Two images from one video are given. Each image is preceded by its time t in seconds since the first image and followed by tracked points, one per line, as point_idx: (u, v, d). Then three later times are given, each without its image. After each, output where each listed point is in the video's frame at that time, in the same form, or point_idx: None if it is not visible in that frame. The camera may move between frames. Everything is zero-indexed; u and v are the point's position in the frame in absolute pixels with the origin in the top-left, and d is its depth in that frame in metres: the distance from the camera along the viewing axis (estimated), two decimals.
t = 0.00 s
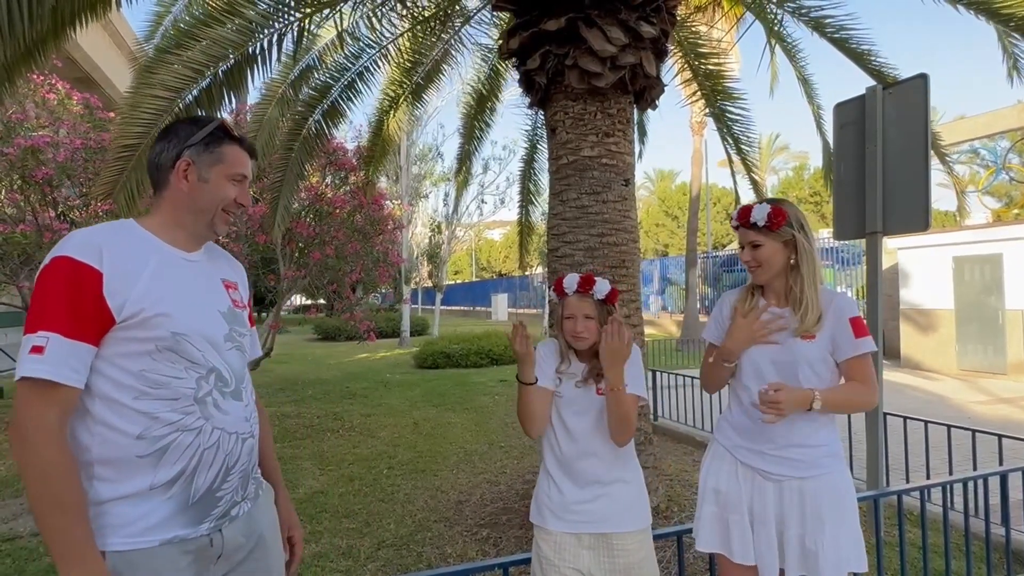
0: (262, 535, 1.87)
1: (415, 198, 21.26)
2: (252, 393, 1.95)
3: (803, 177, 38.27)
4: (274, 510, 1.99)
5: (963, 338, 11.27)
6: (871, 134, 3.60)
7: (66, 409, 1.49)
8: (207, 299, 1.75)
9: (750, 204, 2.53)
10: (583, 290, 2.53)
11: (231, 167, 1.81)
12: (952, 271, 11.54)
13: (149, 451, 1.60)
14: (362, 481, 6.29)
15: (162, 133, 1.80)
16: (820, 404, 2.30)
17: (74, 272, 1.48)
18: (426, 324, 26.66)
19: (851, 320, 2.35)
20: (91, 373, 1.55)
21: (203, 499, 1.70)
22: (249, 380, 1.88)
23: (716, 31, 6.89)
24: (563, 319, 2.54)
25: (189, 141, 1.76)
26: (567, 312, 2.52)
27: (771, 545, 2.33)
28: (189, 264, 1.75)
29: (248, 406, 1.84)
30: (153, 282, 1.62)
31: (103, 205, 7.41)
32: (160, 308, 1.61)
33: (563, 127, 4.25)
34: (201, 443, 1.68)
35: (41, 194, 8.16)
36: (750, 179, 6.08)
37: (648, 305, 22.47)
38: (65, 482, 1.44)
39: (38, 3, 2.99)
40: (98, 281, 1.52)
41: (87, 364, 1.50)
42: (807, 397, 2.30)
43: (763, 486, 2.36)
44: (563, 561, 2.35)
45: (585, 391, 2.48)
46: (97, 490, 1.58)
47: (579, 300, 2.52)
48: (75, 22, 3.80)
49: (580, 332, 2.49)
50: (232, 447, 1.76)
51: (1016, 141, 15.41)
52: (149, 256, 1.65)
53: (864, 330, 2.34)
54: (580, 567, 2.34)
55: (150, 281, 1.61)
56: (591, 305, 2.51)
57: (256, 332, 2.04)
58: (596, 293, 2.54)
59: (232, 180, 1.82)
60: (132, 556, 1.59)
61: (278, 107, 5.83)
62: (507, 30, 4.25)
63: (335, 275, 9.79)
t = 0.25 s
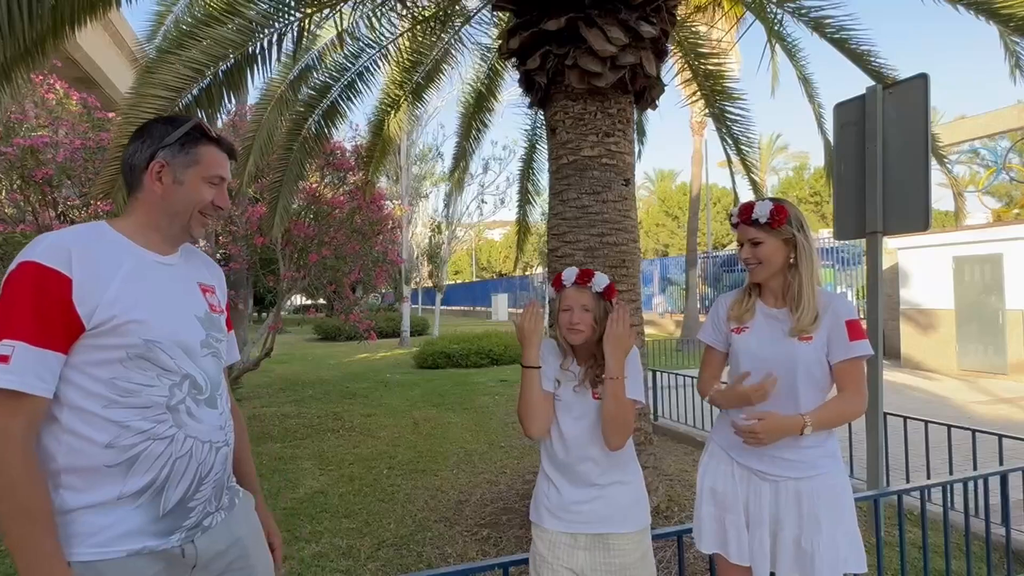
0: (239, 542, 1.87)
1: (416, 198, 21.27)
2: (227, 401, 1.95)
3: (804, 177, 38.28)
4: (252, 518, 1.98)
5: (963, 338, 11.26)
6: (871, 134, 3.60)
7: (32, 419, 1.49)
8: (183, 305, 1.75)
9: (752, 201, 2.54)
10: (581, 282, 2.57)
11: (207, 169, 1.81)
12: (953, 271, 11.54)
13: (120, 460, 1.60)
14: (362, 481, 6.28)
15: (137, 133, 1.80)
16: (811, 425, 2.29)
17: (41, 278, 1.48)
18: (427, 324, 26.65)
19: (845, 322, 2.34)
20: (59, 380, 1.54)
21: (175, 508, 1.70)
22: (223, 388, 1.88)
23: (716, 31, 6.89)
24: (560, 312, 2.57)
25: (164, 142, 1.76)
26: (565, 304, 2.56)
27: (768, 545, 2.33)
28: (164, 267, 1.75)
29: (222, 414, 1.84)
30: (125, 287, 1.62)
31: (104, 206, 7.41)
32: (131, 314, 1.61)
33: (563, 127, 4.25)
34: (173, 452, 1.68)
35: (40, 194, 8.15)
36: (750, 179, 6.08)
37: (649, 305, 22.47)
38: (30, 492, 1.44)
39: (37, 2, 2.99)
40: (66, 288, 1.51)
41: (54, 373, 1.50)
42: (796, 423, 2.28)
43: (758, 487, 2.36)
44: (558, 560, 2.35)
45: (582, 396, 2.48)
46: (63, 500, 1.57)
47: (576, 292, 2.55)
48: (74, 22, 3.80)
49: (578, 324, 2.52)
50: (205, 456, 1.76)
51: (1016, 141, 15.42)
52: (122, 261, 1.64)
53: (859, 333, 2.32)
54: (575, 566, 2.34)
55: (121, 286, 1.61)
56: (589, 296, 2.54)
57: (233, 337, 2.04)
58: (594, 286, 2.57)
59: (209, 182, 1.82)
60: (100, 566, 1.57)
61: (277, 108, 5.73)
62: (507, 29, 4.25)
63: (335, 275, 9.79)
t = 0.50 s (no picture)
0: (230, 542, 1.89)
1: (416, 198, 21.27)
2: (217, 401, 1.96)
3: (804, 177, 38.29)
4: (245, 518, 2.00)
5: (963, 338, 11.27)
6: (871, 134, 3.60)
7: (18, 423, 1.48)
8: (171, 305, 1.75)
9: (752, 202, 2.55)
10: (588, 275, 2.59)
11: (192, 165, 1.80)
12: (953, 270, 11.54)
13: (108, 463, 1.60)
14: (362, 481, 6.28)
15: (119, 130, 1.79)
16: (797, 438, 2.26)
17: (24, 278, 1.46)
18: (427, 324, 26.66)
19: (842, 324, 2.36)
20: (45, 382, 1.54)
21: (164, 511, 1.70)
22: (214, 387, 1.89)
23: (716, 32, 6.89)
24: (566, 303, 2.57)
25: (148, 138, 1.75)
26: (570, 296, 2.57)
27: (765, 547, 2.33)
28: (151, 265, 1.77)
29: (212, 414, 1.85)
30: (111, 286, 1.61)
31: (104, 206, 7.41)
32: (118, 313, 1.60)
33: (564, 126, 4.25)
34: (162, 453, 1.68)
35: (40, 193, 8.15)
36: (750, 179, 6.08)
37: (649, 306, 22.48)
38: (16, 497, 1.44)
39: (37, 3, 2.99)
40: (51, 289, 1.50)
41: (39, 376, 1.49)
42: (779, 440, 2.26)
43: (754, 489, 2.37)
44: (556, 560, 2.35)
45: (586, 392, 2.46)
46: (50, 504, 1.56)
47: (583, 283, 2.57)
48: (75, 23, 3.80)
49: (586, 315, 2.50)
50: (195, 457, 1.77)
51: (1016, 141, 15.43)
52: (109, 261, 1.64)
53: (856, 336, 2.33)
54: (574, 566, 2.34)
55: (108, 286, 1.60)
56: (596, 287, 2.57)
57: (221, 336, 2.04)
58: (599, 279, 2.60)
59: (195, 179, 1.82)
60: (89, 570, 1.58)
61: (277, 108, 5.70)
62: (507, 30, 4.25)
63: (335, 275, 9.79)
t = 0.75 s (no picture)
0: (234, 540, 1.89)
1: (416, 198, 21.27)
2: (218, 399, 1.96)
3: (804, 177, 38.30)
4: (247, 517, 2.00)
5: (963, 338, 11.27)
6: (871, 134, 3.60)
7: (20, 424, 1.48)
8: (170, 304, 1.76)
9: (751, 203, 2.54)
10: (590, 278, 2.58)
11: (184, 160, 1.80)
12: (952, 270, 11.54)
13: (111, 462, 1.60)
14: (362, 481, 6.28)
15: (111, 129, 1.79)
16: (785, 449, 2.25)
17: (20, 278, 1.46)
18: (427, 324, 26.66)
19: (840, 327, 2.38)
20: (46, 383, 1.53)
21: (169, 509, 1.70)
22: (215, 385, 1.89)
23: (716, 32, 6.89)
24: (568, 307, 2.58)
25: (140, 135, 1.75)
26: (573, 300, 2.57)
27: (762, 551, 2.33)
28: (149, 263, 1.76)
29: (213, 412, 1.85)
30: (108, 285, 1.61)
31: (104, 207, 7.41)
32: (117, 312, 1.60)
33: (564, 127, 4.25)
34: (165, 452, 1.68)
35: (41, 194, 8.16)
36: (750, 179, 6.08)
37: (649, 306, 22.48)
38: (21, 499, 1.43)
39: (38, 4, 3.00)
40: (49, 288, 1.50)
41: (41, 376, 1.49)
42: (766, 453, 2.26)
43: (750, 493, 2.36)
44: (558, 565, 2.34)
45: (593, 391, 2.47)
46: (55, 505, 1.56)
47: (585, 288, 2.58)
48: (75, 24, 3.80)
49: (588, 320, 2.53)
50: (198, 455, 1.77)
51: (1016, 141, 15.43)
52: (106, 259, 1.64)
53: (853, 339, 2.35)
54: (576, 570, 2.34)
55: (104, 285, 1.60)
56: (597, 292, 2.57)
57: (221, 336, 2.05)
58: (602, 282, 2.60)
59: (188, 174, 1.82)
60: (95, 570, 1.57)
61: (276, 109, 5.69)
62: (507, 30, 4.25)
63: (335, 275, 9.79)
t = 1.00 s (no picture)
0: (241, 536, 1.89)
1: (416, 198, 21.28)
2: (225, 395, 1.96)
3: (804, 177, 38.31)
4: (253, 512, 2.00)
5: (964, 338, 11.27)
6: (871, 134, 3.60)
7: (33, 422, 1.47)
8: (178, 301, 1.76)
9: (749, 204, 2.54)
10: (589, 281, 2.59)
11: (186, 157, 1.80)
12: (953, 270, 11.54)
13: (123, 459, 1.60)
14: (363, 481, 6.28)
15: (113, 127, 1.79)
16: (784, 454, 2.25)
17: (30, 277, 1.46)
18: (427, 324, 26.65)
19: (838, 328, 2.38)
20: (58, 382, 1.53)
21: (180, 504, 1.71)
22: (222, 381, 1.89)
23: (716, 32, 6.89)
24: (567, 309, 2.59)
25: (141, 132, 1.75)
26: (572, 302, 2.58)
27: (759, 553, 2.33)
28: (156, 262, 1.76)
29: (222, 408, 1.85)
30: (117, 283, 1.61)
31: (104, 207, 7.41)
32: (127, 309, 1.61)
33: (564, 127, 4.25)
34: (177, 448, 1.69)
35: (41, 194, 8.16)
36: (750, 179, 6.08)
37: (649, 306, 22.47)
38: (39, 495, 1.43)
39: (38, 4, 3.00)
40: (59, 287, 1.50)
41: (54, 374, 1.49)
42: (765, 459, 2.26)
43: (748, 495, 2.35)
44: (560, 569, 2.34)
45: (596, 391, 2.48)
46: (68, 501, 1.56)
47: (585, 291, 2.59)
48: (76, 24, 3.79)
49: (587, 323, 2.54)
50: (208, 450, 1.77)
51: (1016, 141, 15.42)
52: (112, 258, 1.64)
53: (851, 340, 2.36)
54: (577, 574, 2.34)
55: (112, 284, 1.60)
56: (597, 295, 2.58)
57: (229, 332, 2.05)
58: (601, 285, 2.61)
59: (190, 170, 1.82)
60: (110, 565, 1.58)
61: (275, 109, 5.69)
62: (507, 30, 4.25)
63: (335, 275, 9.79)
